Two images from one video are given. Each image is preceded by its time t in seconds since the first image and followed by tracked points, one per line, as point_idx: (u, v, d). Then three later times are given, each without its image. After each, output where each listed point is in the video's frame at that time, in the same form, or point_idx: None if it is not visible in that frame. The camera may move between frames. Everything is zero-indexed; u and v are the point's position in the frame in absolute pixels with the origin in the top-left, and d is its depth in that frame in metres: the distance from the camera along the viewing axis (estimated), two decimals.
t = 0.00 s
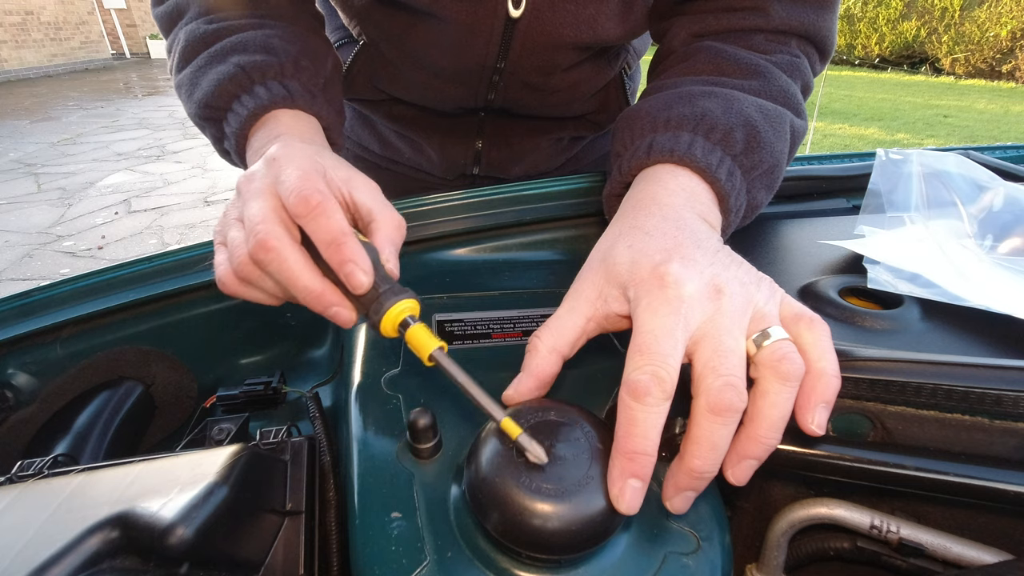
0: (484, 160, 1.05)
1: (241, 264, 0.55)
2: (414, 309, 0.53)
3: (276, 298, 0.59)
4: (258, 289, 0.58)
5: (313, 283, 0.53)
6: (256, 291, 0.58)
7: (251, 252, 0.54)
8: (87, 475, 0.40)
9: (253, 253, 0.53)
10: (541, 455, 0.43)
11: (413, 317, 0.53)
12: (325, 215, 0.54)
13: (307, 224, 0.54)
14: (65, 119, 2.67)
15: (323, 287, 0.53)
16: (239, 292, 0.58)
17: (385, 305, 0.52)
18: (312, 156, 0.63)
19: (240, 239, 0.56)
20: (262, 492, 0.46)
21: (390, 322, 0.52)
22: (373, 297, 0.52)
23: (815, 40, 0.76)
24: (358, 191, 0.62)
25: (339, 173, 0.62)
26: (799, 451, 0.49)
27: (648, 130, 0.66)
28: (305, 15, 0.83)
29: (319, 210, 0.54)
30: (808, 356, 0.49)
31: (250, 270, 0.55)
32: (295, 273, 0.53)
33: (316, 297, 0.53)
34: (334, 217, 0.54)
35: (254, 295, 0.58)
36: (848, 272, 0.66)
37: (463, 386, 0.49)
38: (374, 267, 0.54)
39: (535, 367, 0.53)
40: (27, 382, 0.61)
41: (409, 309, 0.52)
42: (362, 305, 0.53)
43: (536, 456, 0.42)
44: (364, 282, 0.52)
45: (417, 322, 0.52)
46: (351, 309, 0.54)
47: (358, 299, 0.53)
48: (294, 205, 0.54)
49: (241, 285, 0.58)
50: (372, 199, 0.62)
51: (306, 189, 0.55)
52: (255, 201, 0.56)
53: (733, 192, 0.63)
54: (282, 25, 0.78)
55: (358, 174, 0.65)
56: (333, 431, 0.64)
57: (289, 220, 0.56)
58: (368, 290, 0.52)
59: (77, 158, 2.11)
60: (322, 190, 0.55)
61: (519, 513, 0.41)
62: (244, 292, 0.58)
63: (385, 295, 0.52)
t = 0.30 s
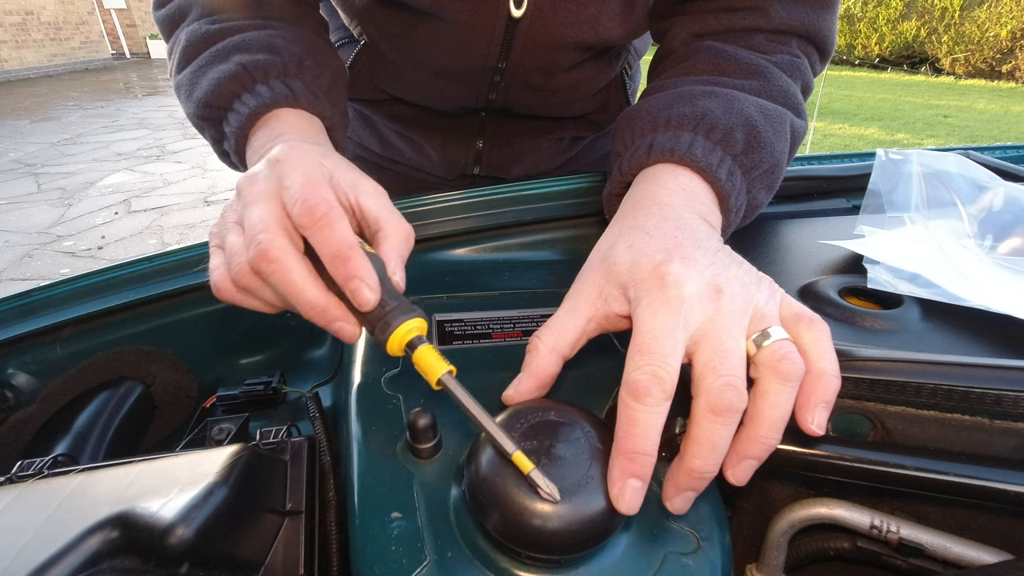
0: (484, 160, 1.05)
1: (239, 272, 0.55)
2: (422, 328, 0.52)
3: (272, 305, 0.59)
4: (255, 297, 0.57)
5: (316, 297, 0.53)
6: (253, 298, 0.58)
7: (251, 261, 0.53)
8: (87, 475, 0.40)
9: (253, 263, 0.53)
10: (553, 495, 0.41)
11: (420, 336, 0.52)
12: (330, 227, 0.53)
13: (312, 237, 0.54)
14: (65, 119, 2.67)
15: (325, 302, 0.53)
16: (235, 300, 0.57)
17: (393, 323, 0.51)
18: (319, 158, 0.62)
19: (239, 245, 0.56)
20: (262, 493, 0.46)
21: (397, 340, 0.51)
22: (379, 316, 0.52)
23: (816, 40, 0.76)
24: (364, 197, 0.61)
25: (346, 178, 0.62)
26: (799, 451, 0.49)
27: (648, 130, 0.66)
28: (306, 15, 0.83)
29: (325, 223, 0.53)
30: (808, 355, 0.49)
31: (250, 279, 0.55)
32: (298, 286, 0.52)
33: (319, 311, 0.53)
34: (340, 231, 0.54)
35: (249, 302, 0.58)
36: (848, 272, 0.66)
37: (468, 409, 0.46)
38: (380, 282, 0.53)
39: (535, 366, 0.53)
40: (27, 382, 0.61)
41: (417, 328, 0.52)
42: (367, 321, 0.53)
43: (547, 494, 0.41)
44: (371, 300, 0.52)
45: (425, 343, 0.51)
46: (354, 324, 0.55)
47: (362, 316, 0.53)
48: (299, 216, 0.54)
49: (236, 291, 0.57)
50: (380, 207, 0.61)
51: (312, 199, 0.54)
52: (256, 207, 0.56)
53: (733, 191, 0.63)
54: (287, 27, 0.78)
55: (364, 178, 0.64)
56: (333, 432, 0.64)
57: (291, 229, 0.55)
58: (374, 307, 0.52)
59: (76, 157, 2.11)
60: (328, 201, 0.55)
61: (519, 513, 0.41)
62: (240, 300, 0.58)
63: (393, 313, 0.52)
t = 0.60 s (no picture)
0: (484, 160, 1.05)
1: (244, 272, 0.53)
2: (432, 330, 0.51)
3: (276, 306, 0.58)
4: (259, 298, 0.56)
5: (323, 299, 0.52)
6: (258, 299, 0.56)
7: (256, 262, 0.52)
8: (87, 475, 0.40)
9: (259, 263, 0.52)
10: (570, 495, 0.41)
11: (431, 338, 0.51)
12: (339, 229, 0.52)
13: (320, 238, 0.52)
14: (65, 119, 2.67)
15: (333, 304, 0.52)
16: (236, 299, 0.56)
17: (402, 327, 0.50)
18: (324, 159, 0.61)
19: (242, 245, 0.55)
20: (262, 492, 0.46)
21: (407, 344, 0.50)
22: (388, 318, 0.51)
23: (816, 41, 0.76)
24: (370, 198, 0.61)
25: (352, 179, 0.61)
26: (799, 451, 0.49)
27: (648, 130, 0.67)
28: (306, 16, 0.83)
29: (333, 224, 0.52)
30: (808, 355, 0.50)
31: (252, 279, 0.53)
32: (305, 288, 0.51)
33: (326, 314, 0.52)
34: (348, 231, 0.52)
35: (250, 302, 0.57)
36: (848, 272, 0.66)
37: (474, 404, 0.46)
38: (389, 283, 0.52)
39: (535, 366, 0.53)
40: (27, 382, 0.61)
41: (427, 330, 0.50)
42: (377, 324, 0.51)
43: (565, 496, 0.41)
44: (379, 302, 0.50)
45: (436, 346, 0.51)
46: (362, 327, 0.53)
47: (371, 318, 0.51)
48: (306, 216, 0.53)
49: (239, 292, 0.56)
50: (386, 209, 0.60)
51: (318, 199, 0.53)
52: (262, 206, 0.54)
53: (733, 191, 0.63)
54: (288, 27, 0.78)
55: (369, 180, 0.64)
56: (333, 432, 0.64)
57: (298, 229, 0.54)
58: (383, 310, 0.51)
59: (76, 157, 2.11)
60: (337, 201, 0.54)
61: (519, 513, 0.41)
62: (240, 300, 0.57)
63: (402, 316, 0.50)
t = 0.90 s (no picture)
0: (484, 160, 1.05)
1: (255, 257, 0.53)
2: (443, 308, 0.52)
3: (281, 291, 0.58)
4: (267, 282, 0.56)
5: (336, 281, 0.52)
6: (265, 283, 0.56)
7: (268, 246, 0.52)
8: (87, 475, 0.40)
9: (271, 247, 0.51)
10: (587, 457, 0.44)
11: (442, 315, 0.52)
12: (350, 211, 0.52)
13: (330, 220, 0.52)
14: (65, 119, 2.67)
15: (345, 286, 0.52)
16: (243, 282, 0.56)
17: (415, 305, 0.51)
18: (327, 146, 0.61)
19: (253, 231, 0.54)
20: (262, 492, 0.46)
21: (420, 323, 0.51)
22: (401, 297, 0.51)
23: (816, 40, 0.76)
24: (375, 185, 0.61)
25: (354, 166, 0.61)
26: (799, 451, 0.49)
27: (648, 130, 0.67)
28: (306, 15, 0.83)
29: (345, 206, 0.52)
30: (808, 356, 0.50)
31: (263, 264, 0.53)
32: (317, 270, 0.51)
33: (338, 296, 0.52)
34: (358, 213, 0.52)
35: (257, 287, 0.57)
36: (848, 272, 0.66)
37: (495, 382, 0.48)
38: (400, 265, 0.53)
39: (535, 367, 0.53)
40: (27, 382, 0.61)
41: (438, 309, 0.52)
42: (388, 304, 0.52)
43: (582, 457, 0.43)
44: (392, 281, 0.51)
45: (448, 324, 0.52)
46: (372, 308, 0.54)
47: (383, 298, 0.52)
48: (316, 199, 0.52)
49: (246, 277, 0.56)
50: (390, 195, 0.61)
51: (329, 183, 0.53)
52: (271, 191, 0.54)
53: (733, 191, 0.63)
54: (286, 24, 0.78)
55: (370, 170, 0.64)
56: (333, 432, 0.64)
57: (307, 214, 0.54)
58: (395, 288, 0.51)
59: (76, 157, 2.11)
60: (346, 184, 0.54)
61: (519, 513, 0.41)
62: (246, 284, 0.56)
63: (415, 295, 0.51)
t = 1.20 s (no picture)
0: (484, 160, 1.05)
1: (253, 234, 0.53)
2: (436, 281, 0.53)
3: (277, 271, 0.57)
4: (264, 262, 0.56)
5: (330, 256, 0.51)
6: (261, 263, 0.56)
7: (266, 222, 0.52)
8: (87, 475, 0.40)
9: (268, 222, 0.51)
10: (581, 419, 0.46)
11: (436, 290, 0.53)
12: (345, 185, 0.52)
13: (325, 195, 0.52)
14: (65, 119, 2.67)
15: (340, 261, 0.52)
16: (240, 263, 0.56)
17: (409, 277, 0.51)
18: (321, 127, 0.62)
19: (248, 210, 0.54)
20: (262, 493, 0.46)
21: (414, 296, 0.51)
22: (396, 271, 0.51)
23: (816, 40, 0.76)
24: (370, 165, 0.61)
25: (349, 146, 0.61)
26: (799, 451, 0.49)
27: (648, 129, 0.67)
28: (306, 15, 0.83)
29: (340, 181, 0.52)
30: (808, 356, 0.49)
31: (261, 241, 0.53)
32: (314, 245, 0.51)
33: (333, 271, 0.52)
34: (351, 188, 0.52)
35: (254, 267, 0.57)
36: (848, 272, 0.66)
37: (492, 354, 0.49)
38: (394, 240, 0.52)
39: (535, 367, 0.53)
40: (27, 382, 0.61)
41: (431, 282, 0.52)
42: (383, 278, 0.52)
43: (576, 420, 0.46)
44: (386, 255, 0.51)
45: (441, 296, 0.52)
46: (368, 284, 0.54)
47: (378, 273, 0.52)
48: (312, 175, 0.52)
49: (243, 256, 0.56)
50: (385, 177, 0.60)
51: (325, 158, 0.53)
52: (268, 170, 0.54)
53: (733, 191, 0.63)
54: (286, 18, 0.78)
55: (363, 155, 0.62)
56: (333, 432, 0.64)
57: (303, 190, 0.54)
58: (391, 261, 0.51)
59: (77, 157, 2.11)
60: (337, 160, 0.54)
61: (519, 513, 0.41)
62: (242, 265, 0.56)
63: (407, 268, 0.51)
